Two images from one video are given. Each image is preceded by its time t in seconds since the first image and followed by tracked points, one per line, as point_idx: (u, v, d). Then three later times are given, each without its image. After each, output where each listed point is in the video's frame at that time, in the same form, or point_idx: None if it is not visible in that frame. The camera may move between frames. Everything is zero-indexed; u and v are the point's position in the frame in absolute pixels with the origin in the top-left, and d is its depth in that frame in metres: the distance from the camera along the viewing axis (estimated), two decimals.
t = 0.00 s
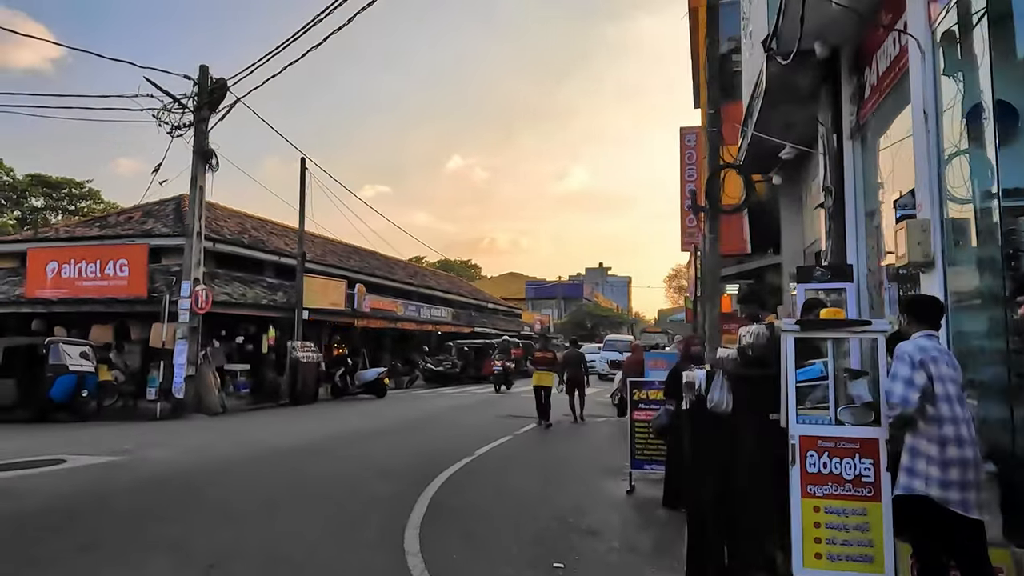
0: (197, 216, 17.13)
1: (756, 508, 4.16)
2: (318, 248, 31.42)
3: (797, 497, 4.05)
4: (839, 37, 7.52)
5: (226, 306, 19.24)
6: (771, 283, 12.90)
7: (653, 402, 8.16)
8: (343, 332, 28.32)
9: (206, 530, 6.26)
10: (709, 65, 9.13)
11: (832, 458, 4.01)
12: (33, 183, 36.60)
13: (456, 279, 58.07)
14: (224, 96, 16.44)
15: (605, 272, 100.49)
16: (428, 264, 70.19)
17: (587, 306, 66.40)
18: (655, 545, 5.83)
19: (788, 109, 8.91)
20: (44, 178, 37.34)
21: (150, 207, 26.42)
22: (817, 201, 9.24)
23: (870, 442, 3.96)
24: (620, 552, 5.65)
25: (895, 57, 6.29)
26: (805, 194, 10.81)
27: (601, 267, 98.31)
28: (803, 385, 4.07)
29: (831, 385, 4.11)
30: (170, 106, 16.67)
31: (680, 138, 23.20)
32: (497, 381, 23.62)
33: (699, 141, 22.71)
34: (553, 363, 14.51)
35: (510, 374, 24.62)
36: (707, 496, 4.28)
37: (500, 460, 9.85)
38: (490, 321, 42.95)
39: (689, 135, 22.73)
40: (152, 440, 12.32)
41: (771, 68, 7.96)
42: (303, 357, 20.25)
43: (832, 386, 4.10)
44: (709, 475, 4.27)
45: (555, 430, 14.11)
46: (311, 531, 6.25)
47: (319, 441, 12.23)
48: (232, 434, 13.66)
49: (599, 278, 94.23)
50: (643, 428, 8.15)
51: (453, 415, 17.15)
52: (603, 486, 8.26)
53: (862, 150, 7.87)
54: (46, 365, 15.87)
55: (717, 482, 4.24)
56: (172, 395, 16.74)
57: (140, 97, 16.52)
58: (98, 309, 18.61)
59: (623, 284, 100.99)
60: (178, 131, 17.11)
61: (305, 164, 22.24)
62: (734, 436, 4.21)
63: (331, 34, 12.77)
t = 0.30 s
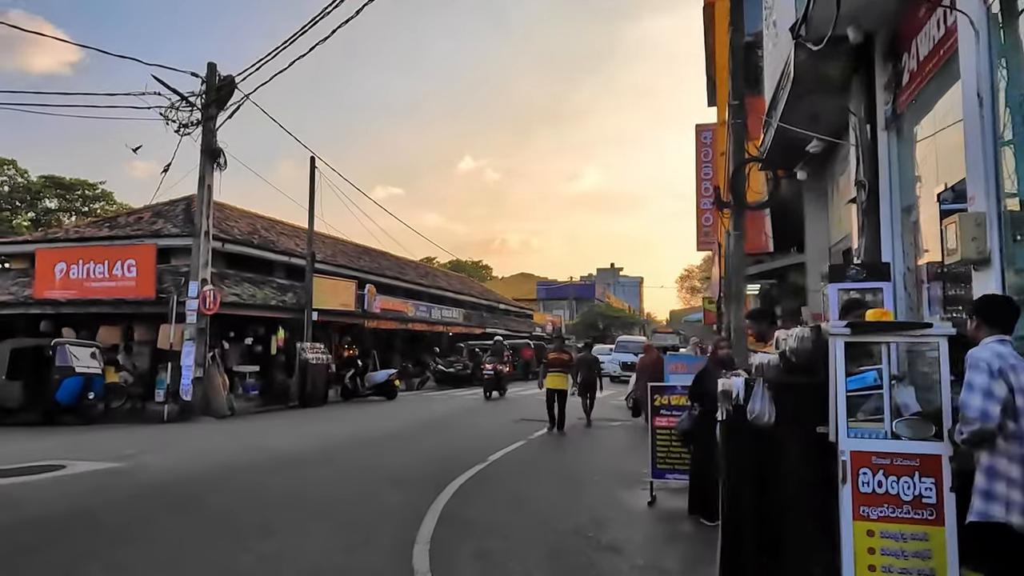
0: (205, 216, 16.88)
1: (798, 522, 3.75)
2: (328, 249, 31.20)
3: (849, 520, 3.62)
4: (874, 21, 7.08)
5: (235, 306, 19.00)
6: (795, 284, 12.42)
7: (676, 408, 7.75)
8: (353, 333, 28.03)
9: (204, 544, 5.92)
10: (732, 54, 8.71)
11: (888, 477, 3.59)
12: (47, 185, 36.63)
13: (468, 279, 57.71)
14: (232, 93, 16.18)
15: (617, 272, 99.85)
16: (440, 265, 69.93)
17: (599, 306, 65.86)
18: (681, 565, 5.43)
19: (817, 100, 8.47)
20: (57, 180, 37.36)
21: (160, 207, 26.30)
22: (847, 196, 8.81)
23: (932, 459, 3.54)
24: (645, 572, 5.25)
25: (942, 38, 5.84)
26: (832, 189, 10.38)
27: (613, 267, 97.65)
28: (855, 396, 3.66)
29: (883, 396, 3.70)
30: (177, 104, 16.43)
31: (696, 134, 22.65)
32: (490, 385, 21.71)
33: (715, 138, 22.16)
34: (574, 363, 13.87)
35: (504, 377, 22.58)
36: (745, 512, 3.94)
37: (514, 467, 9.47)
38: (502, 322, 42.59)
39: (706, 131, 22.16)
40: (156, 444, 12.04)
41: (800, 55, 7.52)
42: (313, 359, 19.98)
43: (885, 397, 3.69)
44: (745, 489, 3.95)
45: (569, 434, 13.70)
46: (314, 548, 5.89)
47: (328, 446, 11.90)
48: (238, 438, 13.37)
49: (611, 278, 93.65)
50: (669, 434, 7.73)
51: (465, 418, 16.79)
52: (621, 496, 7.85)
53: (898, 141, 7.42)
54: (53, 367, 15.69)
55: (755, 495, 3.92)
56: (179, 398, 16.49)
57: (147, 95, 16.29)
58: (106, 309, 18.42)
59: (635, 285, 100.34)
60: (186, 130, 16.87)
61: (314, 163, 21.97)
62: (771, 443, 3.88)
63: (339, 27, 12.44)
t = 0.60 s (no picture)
0: (206, 211, 16.54)
1: (844, 530, 3.35)
2: (334, 247, 30.87)
3: (903, 534, 3.19)
4: None
5: (238, 304, 18.66)
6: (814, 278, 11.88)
7: (694, 408, 7.31)
8: (359, 332, 27.68)
9: (190, 551, 5.53)
10: (753, 34, 8.25)
11: (948, 484, 3.15)
12: (56, 185, 36.46)
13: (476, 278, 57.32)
14: (234, 86, 15.83)
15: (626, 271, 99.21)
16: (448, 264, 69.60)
17: (608, 305, 65.27)
18: None
19: (842, 82, 7.99)
20: (66, 179, 37.21)
21: (165, 204, 26.05)
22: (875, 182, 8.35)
23: (999, 464, 3.09)
24: None
25: (986, 4, 5.37)
26: (855, 177, 9.92)
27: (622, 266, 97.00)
28: (908, 393, 3.21)
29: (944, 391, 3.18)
30: (178, 97, 16.10)
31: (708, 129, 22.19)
32: (471, 390, 19.46)
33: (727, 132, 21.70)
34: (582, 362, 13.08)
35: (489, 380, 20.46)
36: (784, 520, 3.55)
37: (522, 469, 9.04)
38: (510, 321, 42.15)
39: (718, 125, 21.70)
40: (154, 445, 11.68)
41: (826, 32, 7.05)
42: (317, 358, 19.62)
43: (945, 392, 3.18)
44: (784, 494, 3.56)
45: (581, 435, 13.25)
46: (310, 555, 5.50)
47: (331, 446, 11.53)
48: (239, 438, 13.01)
49: (620, 278, 93.02)
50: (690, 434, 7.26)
51: (472, 418, 16.37)
52: (637, 500, 7.41)
53: (931, 123, 6.95)
54: (53, 365, 15.39)
55: (796, 503, 3.51)
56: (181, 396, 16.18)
57: (148, 87, 15.99)
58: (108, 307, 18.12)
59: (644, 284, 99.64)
60: (188, 123, 16.55)
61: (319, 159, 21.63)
62: (809, 444, 3.47)
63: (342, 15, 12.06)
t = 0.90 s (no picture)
0: (208, 210, 16.21)
1: (906, 566, 2.96)
2: (341, 246, 30.57)
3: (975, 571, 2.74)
4: None
5: (241, 304, 18.34)
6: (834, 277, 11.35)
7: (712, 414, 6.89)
8: (365, 332, 27.37)
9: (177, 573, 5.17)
10: (775, 19, 7.80)
11: None
12: (63, 184, 36.32)
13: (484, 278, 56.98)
14: (236, 81, 15.50)
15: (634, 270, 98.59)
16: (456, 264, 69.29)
17: (617, 305, 64.81)
18: None
19: (871, 68, 7.53)
20: (73, 179, 37.07)
21: (169, 203, 25.79)
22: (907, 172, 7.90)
23: None
24: None
25: None
26: (882, 169, 9.47)
27: (631, 266, 96.44)
28: (979, 408, 2.73)
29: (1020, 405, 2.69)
30: (180, 93, 15.81)
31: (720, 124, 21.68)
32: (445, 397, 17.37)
33: (739, 128, 21.21)
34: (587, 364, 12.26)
35: (468, 386, 18.49)
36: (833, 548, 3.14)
37: (532, 478, 8.65)
38: (518, 321, 41.82)
39: (731, 120, 21.20)
40: (153, 449, 11.37)
41: (856, 14, 6.61)
42: (322, 358, 19.34)
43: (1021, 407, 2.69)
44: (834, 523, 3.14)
45: (591, 439, 12.87)
46: None
47: (334, 451, 11.18)
48: (242, 441, 12.71)
49: (629, 277, 92.51)
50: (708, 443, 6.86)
51: (480, 420, 16.03)
52: (654, 512, 7.02)
53: (971, 109, 6.49)
54: (53, 367, 15.13)
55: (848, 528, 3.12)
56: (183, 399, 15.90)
57: (149, 83, 15.68)
58: (110, 307, 17.84)
59: (652, 283, 99.09)
60: (190, 120, 16.24)
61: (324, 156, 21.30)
62: (866, 467, 3.08)
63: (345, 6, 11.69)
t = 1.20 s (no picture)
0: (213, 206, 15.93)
1: None
2: (348, 244, 30.29)
3: None
4: None
5: (247, 301, 18.05)
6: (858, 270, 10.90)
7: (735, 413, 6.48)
8: (373, 331, 27.07)
9: None
10: None
11: None
12: (73, 184, 36.28)
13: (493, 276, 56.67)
14: (240, 74, 15.23)
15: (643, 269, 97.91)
16: (464, 263, 68.99)
17: (626, 303, 64.33)
18: None
19: (904, 45, 7.09)
20: (83, 179, 37.03)
21: (176, 201, 25.57)
22: (943, 155, 7.45)
23: None
24: None
25: None
26: (911, 155, 9.02)
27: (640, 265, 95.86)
28: None
29: None
30: (184, 87, 15.56)
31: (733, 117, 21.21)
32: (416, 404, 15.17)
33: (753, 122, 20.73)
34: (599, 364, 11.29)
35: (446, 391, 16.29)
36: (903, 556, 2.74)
37: (544, 480, 8.29)
38: (527, 319, 41.47)
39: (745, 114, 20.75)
40: (155, 450, 11.09)
41: None
42: (329, 357, 19.06)
43: None
44: (905, 527, 2.74)
45: (605, 440, 12.47)
46: None
47: (339, 452, 10.84)
48: (246, 442, 12.41)
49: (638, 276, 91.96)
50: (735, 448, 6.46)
51: (489, 420, 15.68)
52: (675, 518, 6.62)
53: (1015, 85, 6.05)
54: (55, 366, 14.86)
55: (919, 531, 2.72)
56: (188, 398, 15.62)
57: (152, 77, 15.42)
58: (114, 305, 17.58)
59: (661, 282, 98.47)
60: (194, 114, 15.97)
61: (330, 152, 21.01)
62: (942, 463, 2.68)
63: None
